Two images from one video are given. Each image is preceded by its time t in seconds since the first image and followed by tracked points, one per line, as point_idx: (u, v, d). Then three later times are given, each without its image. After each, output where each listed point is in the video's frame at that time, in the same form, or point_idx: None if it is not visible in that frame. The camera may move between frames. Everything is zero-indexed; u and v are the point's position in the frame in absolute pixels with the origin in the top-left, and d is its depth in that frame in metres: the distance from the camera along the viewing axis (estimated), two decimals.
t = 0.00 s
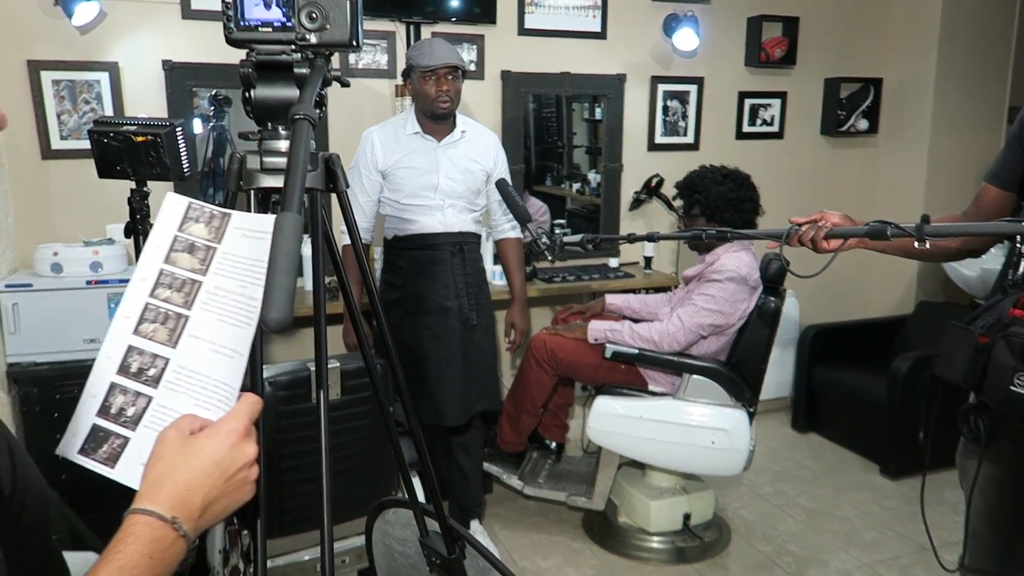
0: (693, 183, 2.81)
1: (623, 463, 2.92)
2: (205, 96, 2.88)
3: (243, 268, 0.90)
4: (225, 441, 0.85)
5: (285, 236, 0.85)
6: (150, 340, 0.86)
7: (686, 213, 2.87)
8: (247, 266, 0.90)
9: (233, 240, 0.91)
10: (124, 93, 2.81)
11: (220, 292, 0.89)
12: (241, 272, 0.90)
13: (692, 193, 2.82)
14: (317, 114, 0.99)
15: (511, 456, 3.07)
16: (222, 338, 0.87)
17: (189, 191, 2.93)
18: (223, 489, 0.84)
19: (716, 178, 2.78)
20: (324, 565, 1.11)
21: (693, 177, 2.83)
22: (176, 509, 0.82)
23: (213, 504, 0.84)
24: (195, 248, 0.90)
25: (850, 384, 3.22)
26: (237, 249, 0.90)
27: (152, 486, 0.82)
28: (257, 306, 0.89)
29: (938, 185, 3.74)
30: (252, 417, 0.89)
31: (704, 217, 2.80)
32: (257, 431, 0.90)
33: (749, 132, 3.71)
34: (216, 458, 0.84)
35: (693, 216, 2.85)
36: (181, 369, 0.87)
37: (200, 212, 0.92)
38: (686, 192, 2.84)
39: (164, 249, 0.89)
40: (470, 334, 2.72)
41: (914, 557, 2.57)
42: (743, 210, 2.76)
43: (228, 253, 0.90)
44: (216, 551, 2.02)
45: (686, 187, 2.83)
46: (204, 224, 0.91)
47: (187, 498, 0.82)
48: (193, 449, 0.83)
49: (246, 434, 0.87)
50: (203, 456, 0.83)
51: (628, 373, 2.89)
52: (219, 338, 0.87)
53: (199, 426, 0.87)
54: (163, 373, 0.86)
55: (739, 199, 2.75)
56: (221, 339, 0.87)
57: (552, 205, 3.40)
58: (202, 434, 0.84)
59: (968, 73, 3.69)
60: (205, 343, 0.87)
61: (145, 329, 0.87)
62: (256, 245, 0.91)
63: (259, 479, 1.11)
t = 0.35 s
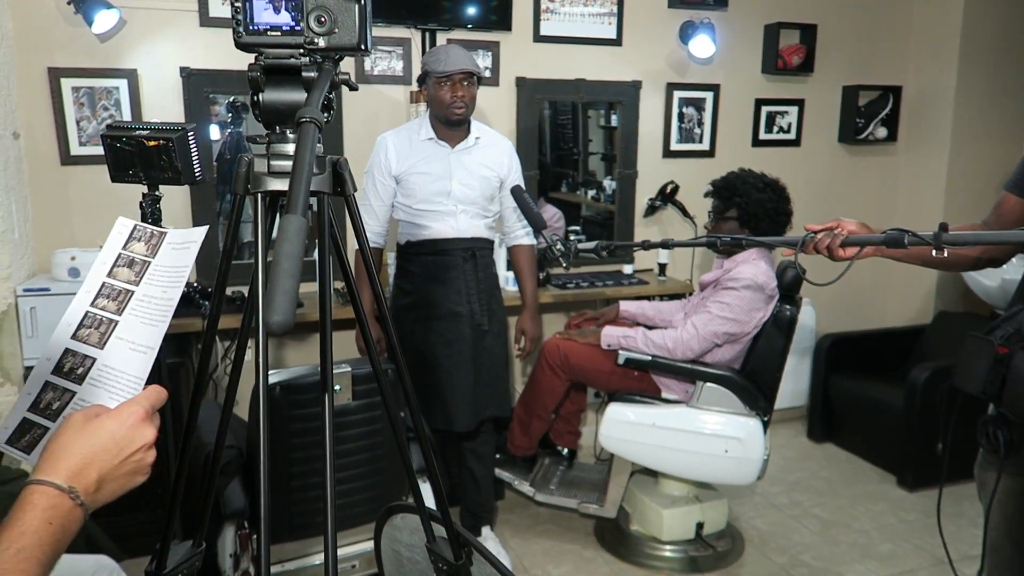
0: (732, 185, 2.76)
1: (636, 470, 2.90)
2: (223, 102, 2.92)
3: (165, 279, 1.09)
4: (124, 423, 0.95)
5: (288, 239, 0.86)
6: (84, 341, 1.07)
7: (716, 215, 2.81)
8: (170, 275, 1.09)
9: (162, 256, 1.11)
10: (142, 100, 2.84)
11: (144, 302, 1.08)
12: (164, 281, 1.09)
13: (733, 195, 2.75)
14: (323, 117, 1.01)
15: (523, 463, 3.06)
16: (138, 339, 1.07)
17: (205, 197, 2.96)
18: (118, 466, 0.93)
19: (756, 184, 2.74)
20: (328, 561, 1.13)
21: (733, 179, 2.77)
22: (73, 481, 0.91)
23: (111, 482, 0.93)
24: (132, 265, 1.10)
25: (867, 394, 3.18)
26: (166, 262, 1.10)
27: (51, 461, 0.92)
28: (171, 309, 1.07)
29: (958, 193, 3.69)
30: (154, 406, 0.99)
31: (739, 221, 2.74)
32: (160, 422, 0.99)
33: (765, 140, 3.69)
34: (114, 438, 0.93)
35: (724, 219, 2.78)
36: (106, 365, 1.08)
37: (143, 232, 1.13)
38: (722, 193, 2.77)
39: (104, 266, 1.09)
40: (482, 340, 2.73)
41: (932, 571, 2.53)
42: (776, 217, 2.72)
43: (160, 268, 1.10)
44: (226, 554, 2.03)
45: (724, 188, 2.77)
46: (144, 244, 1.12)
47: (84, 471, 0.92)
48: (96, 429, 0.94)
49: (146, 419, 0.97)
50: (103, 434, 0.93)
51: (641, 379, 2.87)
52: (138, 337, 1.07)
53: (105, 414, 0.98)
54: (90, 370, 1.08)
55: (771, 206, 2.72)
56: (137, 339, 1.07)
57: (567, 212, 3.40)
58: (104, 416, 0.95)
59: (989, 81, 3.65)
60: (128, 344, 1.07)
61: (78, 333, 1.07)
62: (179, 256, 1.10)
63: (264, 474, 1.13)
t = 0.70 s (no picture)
0: (742, 176, 2.72)
1: (639, 462, 2.89)
2: (226, 92, 2.91)
3: (140, 300, 1.16)
4: (68, 424, 0.96)
5: (288, 226, 0.86)
6: (62, 357, 1.15)
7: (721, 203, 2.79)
8: (144, 297, 1.16)
9: (143, 282, 1.19)
10: (145, 89, 2.83)
11: (119, 322, 1.15)
12: (139, 302, 1.16)
13: (743, 187, 2.71)
14: (324, 102, 1.00)
15: (525, 455, 3.06)
16: (101, 355, 1.13)
17: (208, 188, 2.95)
18: (56, 465, 0.96)
19: (765, 176, 2.71)
20: (329, 551, 1.12)
21: (743, 170, 2.73)
22: (10, 469, 0.93)
23: (47, 479, 0.96)
24: (118, 291, 1.19)
25: (871, 387, 3.17)
26: (144, 287, 1.18)
27: None
28: (142, 326, 1.12)
29: (965, 186, 3.66)
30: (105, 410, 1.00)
31: (746, 212, 2.73)
32: (107, 427, 1.01)
33: (771, 132, 3.67)
34: (55, 439, 0.95)
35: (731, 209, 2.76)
36: (74, 379, 1.13)
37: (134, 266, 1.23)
38: (732, 184, 2.73)
39: (94, 293, 1.19)
40: (485, 331, 2.72)
41: (935, 565, 2.52)
42: (782, 209, 2.72)
43: (138, 293, 1.18)
44: (229, 543, 2.03)
45: (734, 179, 2.73)
46: (132, 275, 1.21)
47: (22, 462, 0.94)
48: (41, 427, 0.96)
49: (92, 422, 0.98)
50: (45, 434, 0.95)
51: (643, 372, 2.87)
52: (106, 352, 1.13)
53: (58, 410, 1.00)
54: (59, 382, 1.13)
55: (778, 198, 2.70)
56: (104, 352, 1.13)
57: (571, 204, 3.39)
58: (55, 413, 0.98)
59: (997, 73, 3.62)
60: (95, 359, 1.13)
61: (58, 350, 1.16)
62: (158, 283, 1.18)
63: (264, 462, 1.12)
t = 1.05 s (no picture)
0: (735, 171, 2.72)
1: (630, 457, 2.90)
2: (216, 84, 2.88)
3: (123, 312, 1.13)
4: (19, 437, 1.01)
5: (278, 217, 0.85)
6: (43, 365, 1.16)
7: (714, 198, 2.79)
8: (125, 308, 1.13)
9: (129, 291, 1.15)
10: (134, 80, 2.81)
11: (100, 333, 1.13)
12: (120, 313, 1.13)
13: (735, 182, 2.72)
14: (316, 92, 0.99)
15: (516, 449, 3.06)
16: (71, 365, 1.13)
17: (198, 181, 2.93)
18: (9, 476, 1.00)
19: (757, 171, 2.71)
20: (319, 546, 1.11)
21: (736, 165, 2.73)
22: None
23: None
24: (106, 300, 1.16)
25: (860, 383, 3.18)
26: (129, 297, 1.14)
27: None
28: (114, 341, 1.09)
29: (954, 183, 3.68)
30: (61, 421, 1.05)
31: (738, 206, 2.73)
32: (61, 438, 1.06)
33: (762, 128, 3.67)
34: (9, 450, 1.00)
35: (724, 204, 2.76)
36: (49, 387, 1.14)
37: (127, 273, 1.19)
38: (724, 179, 2.74)
39: (85, 300, 1.16)
40: (477, 326, 2.72)
41: (923, 559, 2.54)
42: (775, 205, 2.72)
43: (124, 303, 1.15)
44: (217, 538, 2.02)
45: (726, 174, 2.73)
46: (122, 282, 1.17)
47: None
48: None
49: (44, 434, 1.03)
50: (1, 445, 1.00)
51: (635, 366, 2.86)
52: (80, 362, 1.13)
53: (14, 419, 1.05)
54: (38, 389, 1.15)
55: (770, 193, 2.70)
56: (75, 360, 1.13)
57: (562, 198, 3.39)
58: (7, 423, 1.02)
59: (986, 70, 3.64)
60: (71, 369, 1.13)
61: (43, 357, 1.16)
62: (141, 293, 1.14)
63: (254, 456, 1.11)
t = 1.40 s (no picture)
0: (734, 173, 2.72)
1: (629, 459, 2.90)
2: (214, 87, 2.87)
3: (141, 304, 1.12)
4: (38, 437, 0.89)
5: (277, 220, 0.85)
6: (58, 359, 1.10)
7: (712, 199, 2.78)
8: (140, 301, 1.12)
9: (142, 284, 1.14)
10: (132, 82, 2.80)
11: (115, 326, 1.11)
12: (135, 305, 1.12)
13: (734, 183, 2.72)
14: (315, 95, 0.99)
15: (515, 451, 3.05)
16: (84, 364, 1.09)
17: (196, 183, 2.92)
18: (23, 482, 0.88)
19: (756, 173, 2.71)
20: (319, 550, 1.11)
21: (734, 166, 2.73)
22: None
23: (9, 497, 0.87)
24: (119, 291, 1.13)
25: (859, 384, 3.18)
26: (143, 290, 1.13)
27: None
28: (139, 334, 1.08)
29: (952, 184, 3.69)
30: (82, 421, 0.94)
31: (737, 208, 2.73)
32: (80, 440, 0.93)
33: (761, 129, 3.67)
34: (22, 452, 0.88)
35: (723, 205, 2.76)
36: (66, 383, 1.09)
37: (137, 264, 1.17)
38: (723, 181, 2.74)
39: (95, 292, 1.13)
40: (476, 328, 2.72)
41: (922, 560, 2.54)
42: (773, 206, 2.72)
43: (138, 294, 1.13)
44: (217, 541, 2.02)
45: (725, 176, 2.73)
46: (134, 272, 1.15)
47: None
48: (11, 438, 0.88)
49: (65, 435, 0.91)
50: (15, 446, 0.88)
51: (634, 367, 2.86)
52: (97, 356, 1.10)
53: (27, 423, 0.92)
54: (54, 385, 1.09)
55: (768, 195, 2.70)
56: (94, 356, 1.10)
57: (561, 200, 3.38)
58: (22, 425, 0.90)
59: (984, 72, 3.64)
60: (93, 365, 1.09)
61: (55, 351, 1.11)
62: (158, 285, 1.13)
63: (254, 459, 1.11)
